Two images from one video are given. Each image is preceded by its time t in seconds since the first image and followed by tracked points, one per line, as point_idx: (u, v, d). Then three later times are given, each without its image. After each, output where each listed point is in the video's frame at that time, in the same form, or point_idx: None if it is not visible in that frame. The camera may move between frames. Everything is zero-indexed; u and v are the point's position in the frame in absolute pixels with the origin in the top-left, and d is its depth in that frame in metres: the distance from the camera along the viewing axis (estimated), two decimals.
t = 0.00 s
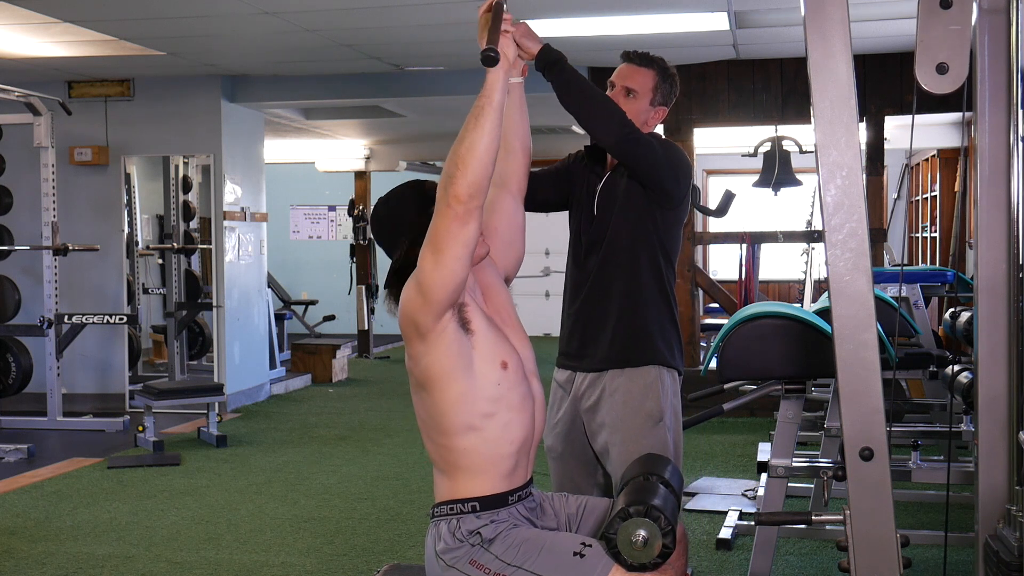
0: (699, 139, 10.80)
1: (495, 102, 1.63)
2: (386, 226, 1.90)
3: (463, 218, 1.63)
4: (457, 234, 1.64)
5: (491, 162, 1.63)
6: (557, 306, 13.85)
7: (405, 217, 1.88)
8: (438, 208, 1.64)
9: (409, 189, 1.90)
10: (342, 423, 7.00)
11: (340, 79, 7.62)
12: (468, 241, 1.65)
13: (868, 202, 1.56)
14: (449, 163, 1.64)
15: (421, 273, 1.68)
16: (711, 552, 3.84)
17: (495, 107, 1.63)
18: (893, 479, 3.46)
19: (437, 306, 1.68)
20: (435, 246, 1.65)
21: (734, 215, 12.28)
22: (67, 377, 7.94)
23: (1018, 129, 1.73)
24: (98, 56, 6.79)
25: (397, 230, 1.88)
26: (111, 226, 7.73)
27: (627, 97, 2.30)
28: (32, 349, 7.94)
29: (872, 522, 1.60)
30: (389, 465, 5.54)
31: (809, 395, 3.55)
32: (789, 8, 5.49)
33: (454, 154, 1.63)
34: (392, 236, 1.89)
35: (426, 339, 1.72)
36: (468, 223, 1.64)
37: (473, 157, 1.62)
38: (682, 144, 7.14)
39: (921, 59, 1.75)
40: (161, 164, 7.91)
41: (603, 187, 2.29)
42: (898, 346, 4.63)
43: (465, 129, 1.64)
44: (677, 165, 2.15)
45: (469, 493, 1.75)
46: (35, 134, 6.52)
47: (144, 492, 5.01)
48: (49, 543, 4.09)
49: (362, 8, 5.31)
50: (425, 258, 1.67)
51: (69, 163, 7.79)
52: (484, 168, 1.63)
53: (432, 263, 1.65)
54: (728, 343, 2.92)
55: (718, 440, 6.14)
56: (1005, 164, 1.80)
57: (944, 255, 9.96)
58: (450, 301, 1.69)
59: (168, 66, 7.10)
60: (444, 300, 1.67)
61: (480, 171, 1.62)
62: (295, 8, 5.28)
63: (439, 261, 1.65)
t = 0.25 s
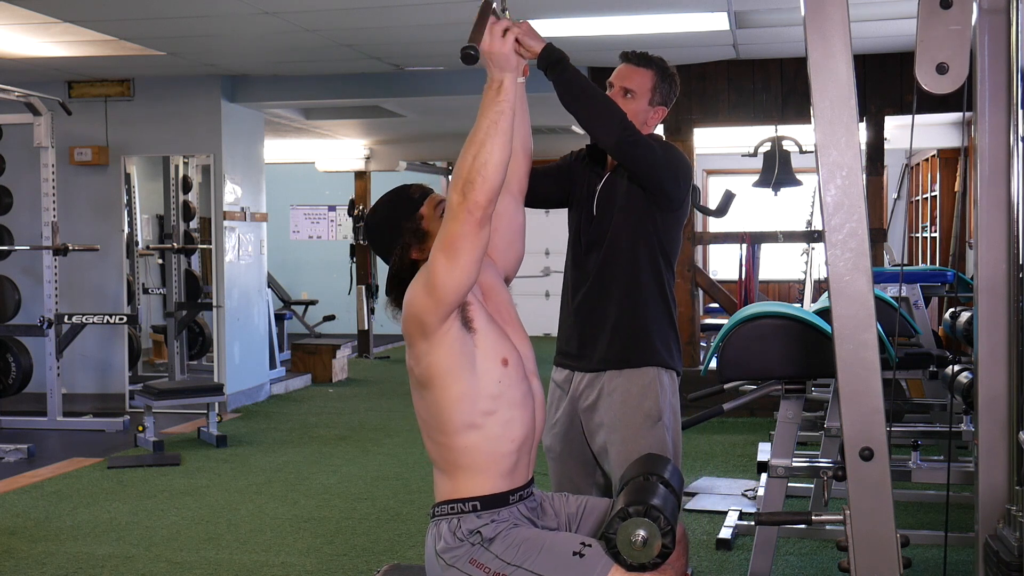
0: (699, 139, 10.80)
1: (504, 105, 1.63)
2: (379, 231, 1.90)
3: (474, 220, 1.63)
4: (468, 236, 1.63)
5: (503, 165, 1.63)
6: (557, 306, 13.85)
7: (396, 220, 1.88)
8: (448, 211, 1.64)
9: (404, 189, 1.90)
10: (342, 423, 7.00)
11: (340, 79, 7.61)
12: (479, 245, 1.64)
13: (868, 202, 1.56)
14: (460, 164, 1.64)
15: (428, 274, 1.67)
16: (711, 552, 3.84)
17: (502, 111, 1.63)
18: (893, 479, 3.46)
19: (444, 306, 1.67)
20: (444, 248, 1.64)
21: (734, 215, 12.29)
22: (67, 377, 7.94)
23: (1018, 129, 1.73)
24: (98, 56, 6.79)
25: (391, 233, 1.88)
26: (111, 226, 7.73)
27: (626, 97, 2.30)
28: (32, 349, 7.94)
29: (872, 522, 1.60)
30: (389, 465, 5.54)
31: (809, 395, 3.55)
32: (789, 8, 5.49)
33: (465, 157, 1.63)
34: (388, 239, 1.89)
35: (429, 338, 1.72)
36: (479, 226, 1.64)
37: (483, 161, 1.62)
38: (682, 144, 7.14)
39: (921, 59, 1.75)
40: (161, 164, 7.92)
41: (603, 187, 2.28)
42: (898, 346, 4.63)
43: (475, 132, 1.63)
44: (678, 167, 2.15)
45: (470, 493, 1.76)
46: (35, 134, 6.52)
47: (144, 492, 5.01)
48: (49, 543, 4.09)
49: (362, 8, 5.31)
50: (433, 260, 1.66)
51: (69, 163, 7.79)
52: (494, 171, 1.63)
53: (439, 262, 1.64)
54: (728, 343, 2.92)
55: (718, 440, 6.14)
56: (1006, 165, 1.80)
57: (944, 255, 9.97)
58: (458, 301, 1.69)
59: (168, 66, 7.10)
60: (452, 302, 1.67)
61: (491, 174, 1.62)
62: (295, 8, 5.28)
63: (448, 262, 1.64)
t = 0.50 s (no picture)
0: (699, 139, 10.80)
1: (515, 98, 1.63)
2: (379, 230, 1.89)
3: (490, 213, 1.62)
4: (484, 229, 1.62)
5: (516, 157, 1.63)
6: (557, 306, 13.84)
7: (396, 217, 1.86)
8: (462, 205, 1.62)
9: (402, 187, 1.88)
10: (342, 423, 7.00)
11: (340, 79, 7.61)
12: (494, 238, 1.63)
13: (868, 202, 1.56)
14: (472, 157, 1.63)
15: (443, 268, 1.65)
16: (711, 552, 3.83)
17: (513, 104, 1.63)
18: (893, 479, 3.46)
19: (459, 300, 1.66)
20: (459, 242, 1.63)
21: (734, 215, 12.29)
22: (67, 377, 7.94)
23: (1018, 129, 1.73)
24: (98, 56, 6.79)
25: (391, 231, 1.87)
26: (111, 226, 7.73)
27: (629, 99, 2.30)
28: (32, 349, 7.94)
29: (872, 522, 1.60)
30: (389, 465, 5.54)
31: (809, 395, 3.55)
32: (790, 9, 5.49)
33: (477, 149, 1.62)
34: (388, 239, 1.88)
35: (442, 332, 1.70)
36: (494, 218, 1.63)
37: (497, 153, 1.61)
38: (682, 144, 7.13)
39: (921, 59, 1.75)
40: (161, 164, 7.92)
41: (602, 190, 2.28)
42: (898, 346, 4.62)
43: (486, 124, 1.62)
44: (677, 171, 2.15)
45: (473, 493, 1.75)
46: (35, 133, 6.52)
47: (144, 492, 5.01)
48: (49, 543, 4.09)
49: (362, 8, 5.31)
50: (447, 254, 1.64)
51: (69, 163, 7.79)
52: (507, 163, 1.62)
53: (456, 256, 1.62)
54: (728, 343, 2.92)
55: (718, 440, 6.14)
56: (1006, 164, 1.80)
57: (944, 255, 9.97)
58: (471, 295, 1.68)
59: (168, 66, 7.10)
60: (467, 296, 1.66)
61: (505, 166, 1.62)
62: (294, 7, 5.28)
63: (464, 255, 1.62)
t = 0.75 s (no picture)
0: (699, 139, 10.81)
1: (520, 92, 1.64)
2: (377, 230, 1.87)
3: (505, 207, 1.62)
4: (498, 224, 1.62)
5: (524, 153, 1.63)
6: (557, 306, 13.84)
7: (396, 217, 1.85)
8: (476, 199, 1.61)
9: (400, 187, 1.87)
10: (342, 423, 7.00)
11: (340, 78, 7.61)
12: (508, 232, 1.63)
13: (868, 202, 1.56)
14: (483, 152, 1.62)
15: (457, 264, 1.64)
16: (711, 552, 3.84)
17: (519, 98, 1.63)
18: (893, 479, 3.46)
19: (475, 295, 1.65)
20: (475, 236, 1.62)
21: (734, 215, 12.29)
22: (67, 377, 7.94)
23: (1018, 129, 1.73)
24: (98, 56, 6.79)
25: (392, 230, 1.85)
26: (111, 226, 7.73)
27: (628, 101, 2.29)
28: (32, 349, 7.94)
29: (872, 522, 1.60)
30: (389, 465, 5.54)
31: (809, 395, 3.55)
32: (790, 9, 5.49)
33: (488, 144, 1.62)
34: (387, 239, 1.86)
35: (457, 330, 1.68)
36: (508, 213, 1.62)
37: (507, 147, 1.62)
38: (681, 144, 7.13)
39: (921, 59, 1.75)
40: (161, 164, 7.93)
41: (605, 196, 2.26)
42: (898, 346, 4.63)
43: (494, 119, 1.62)
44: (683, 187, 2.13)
45: (479, 490, 1.75)
46: (35, 134, 6.52)
47: (144, 492, 5.01)
48: (49, 543, 4.09)
49: (362, 8, 5.31)
50: (461, 249, 1.63)
51: (69, 163, 7.79)
52: (518, 157, 1.63)
53: (473, 251, 1.61)
54: (728, 343, 2.92)
55: (718, 440, 6.15)
56: (1006, 164, 1.79)
57: (944, 255, 9.97)
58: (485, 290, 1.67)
59: (169, 66, 7.10)
60: (483, 291, 1.65)
61: (516, 160, 1.62)
62: (294, 8, 5.28)
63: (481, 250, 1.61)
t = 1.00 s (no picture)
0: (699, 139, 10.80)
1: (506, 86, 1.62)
2: (372, 231, 1.87)
3: (497, 202, 1.60)
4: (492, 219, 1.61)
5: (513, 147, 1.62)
6: (557, 306, 13.85)
7: (391, 218, 1.85)
8: (468, 196, 1.60)
9: (394, 188, 1.87)
10: (342, 423, 7.00)
11: (340, 78, 7.61)
12: (501, 228, 1.62)
13: (868, 202, 1.56)
14: (473, 148, 1.60)
15: (453, 261, 1.63)
16: (711, 552, 3.84)
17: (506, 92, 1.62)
18: (893, 479, 3.46)
19: (471, 292, 1.64)
20: (468, 233, 1.60)
21: (734, 215, 12.29)
22: (67, 377, 7.94)
23: (1019, 129, 1.73)
24: (98, 56, 6.79)
25: (388, 230, 1.85)
26: (111, 226, 7.73)
27: (631, 101, 2.29)
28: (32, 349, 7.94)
29: (872, 522, 1.60)
30: (390, 465, 5.54)
31: (809, 395, 3.55)
32: (790, 9, 5.48)
33: (478, 140, 1.60)
34: (384, 239, 1.86)
35: (455, 327, 1.67)
36: (501, 208, 1.61)
37: (496, 142, 1.60)
38: (681, 144, 7.13)
39: (921, 59, 1.75)
40: (161, 164, 7.93)
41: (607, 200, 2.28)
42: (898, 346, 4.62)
43: (482, 115, 1.61)
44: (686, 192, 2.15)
45: (480, 489, 1.75)
46: (35, 134, 6.52)
47: (144, 492, 5.01)
48: (49, 543, 4.09)
49: (362, 8, 5.31)
50: (456, 246, 1.62)
51: (69, 163, 7.79)
52: (509, 151, 1.61)
53: (467, 248, 1.60)
54: (728, 343, 2.92)
55: (718, 440, 6.14)
56: (1005, 164, 1.79)
57: (944, 255, 9.97)
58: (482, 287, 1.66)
59: (168, 65, 7.10)
60: (479, 287, 1.64)
61: (507, 154, 1.61)
62: (294, 8, 5.28)
63: (476, 246, 1.60)
